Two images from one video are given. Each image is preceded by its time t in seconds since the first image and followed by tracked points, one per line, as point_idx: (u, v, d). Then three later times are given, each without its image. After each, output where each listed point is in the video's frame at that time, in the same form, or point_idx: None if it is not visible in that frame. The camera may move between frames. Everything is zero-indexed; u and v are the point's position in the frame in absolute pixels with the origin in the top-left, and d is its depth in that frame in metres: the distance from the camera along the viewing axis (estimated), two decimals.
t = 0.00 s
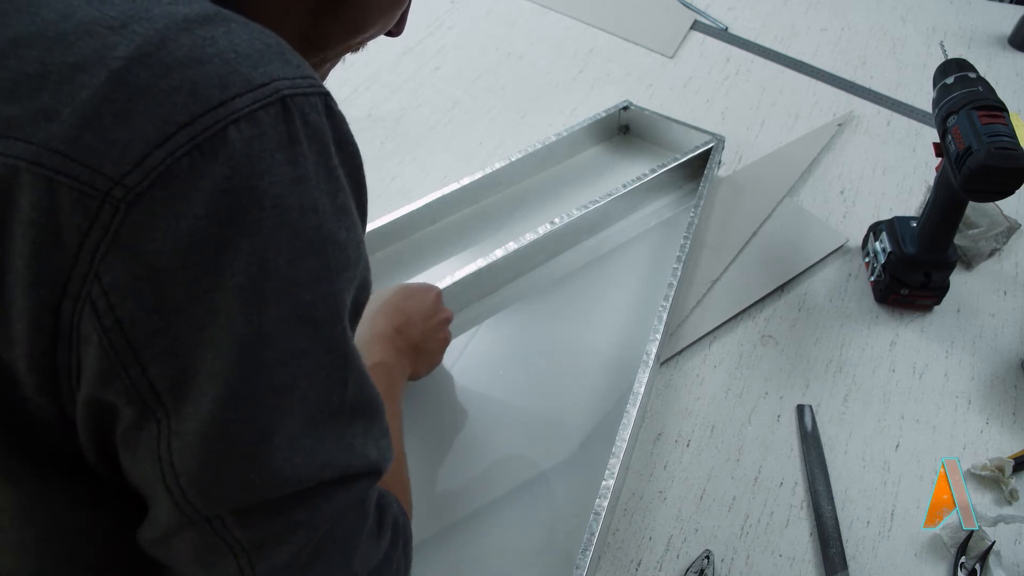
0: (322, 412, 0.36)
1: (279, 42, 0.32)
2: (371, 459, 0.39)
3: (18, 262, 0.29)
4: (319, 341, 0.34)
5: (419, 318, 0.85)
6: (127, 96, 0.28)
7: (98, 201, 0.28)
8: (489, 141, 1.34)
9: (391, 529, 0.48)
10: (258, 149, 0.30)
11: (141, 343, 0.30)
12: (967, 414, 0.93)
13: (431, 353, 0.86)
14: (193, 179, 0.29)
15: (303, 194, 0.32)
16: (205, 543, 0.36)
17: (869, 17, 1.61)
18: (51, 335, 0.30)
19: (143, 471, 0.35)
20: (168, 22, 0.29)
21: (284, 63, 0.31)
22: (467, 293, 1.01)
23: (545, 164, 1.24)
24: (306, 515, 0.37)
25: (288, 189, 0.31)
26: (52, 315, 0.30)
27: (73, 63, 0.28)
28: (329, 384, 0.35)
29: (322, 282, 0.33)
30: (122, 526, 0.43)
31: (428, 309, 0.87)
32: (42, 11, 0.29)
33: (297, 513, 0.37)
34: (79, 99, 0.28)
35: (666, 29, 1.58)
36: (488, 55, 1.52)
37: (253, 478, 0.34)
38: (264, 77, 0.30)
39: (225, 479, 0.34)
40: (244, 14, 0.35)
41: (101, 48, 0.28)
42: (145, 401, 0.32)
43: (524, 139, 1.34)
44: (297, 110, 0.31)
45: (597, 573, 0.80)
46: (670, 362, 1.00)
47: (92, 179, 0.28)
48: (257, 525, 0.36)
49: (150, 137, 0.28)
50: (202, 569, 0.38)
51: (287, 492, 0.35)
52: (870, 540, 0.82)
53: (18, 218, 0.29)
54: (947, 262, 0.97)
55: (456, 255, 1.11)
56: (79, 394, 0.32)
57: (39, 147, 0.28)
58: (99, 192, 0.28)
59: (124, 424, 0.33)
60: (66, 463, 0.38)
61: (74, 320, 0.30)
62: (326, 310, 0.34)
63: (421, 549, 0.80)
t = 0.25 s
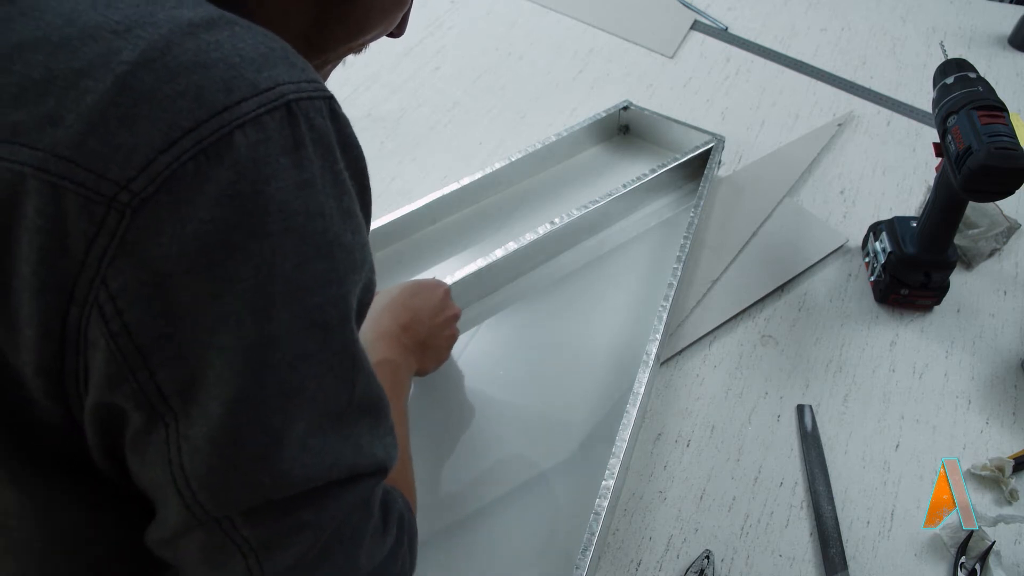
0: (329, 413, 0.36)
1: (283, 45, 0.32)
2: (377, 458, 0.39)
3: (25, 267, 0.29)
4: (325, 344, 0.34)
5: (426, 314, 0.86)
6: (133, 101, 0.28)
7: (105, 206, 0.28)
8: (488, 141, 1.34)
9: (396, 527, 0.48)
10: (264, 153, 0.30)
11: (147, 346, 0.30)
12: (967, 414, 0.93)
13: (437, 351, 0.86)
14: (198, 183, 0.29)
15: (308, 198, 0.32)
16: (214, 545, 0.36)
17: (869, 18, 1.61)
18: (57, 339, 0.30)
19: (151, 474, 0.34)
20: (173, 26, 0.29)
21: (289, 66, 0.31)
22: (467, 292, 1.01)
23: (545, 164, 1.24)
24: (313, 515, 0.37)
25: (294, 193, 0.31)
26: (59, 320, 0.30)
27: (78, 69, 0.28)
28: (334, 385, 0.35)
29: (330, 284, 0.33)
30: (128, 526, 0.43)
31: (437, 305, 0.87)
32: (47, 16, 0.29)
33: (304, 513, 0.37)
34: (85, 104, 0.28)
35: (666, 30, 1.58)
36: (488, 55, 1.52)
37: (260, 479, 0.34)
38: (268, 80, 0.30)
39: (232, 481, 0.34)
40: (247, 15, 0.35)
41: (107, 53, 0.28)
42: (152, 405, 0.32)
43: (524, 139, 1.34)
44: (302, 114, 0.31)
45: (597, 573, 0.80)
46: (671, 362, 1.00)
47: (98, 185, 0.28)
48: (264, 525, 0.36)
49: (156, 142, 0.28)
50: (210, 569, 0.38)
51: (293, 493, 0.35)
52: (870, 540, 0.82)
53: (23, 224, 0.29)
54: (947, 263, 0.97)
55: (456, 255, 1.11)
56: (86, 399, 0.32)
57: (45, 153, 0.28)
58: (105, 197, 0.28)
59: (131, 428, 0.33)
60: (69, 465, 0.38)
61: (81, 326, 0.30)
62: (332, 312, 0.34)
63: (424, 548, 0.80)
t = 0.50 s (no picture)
0: (329, 414, 0.36)
1: (285, 46, 0.32)
2: (376, 456, 0.39)
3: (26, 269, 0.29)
4: (326, 344, 0.34)
5: (428, 314, 0.86)
6: (135, 103, 0.28)
7: (108, 208, 0.28)
8: (489, 141, 1.34)
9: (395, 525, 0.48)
10: (266, 155, 0.30)
11: (149, 348, 0.30)
12: (967, 414, 0.93)
13: (437, 350, 0.86)
14: (200, 186, 0.29)
15: (310, 199, 0.32)
16: (212, 543, 0.36)
17: (869, 18, 1.61)
18: (58, 341, 0.30)
19: (152, 475, 0.34)
20: (174, 28, 0.29)
21: (290, 67, 0.31)
22: (467, 292, 1.01)
23: (545, 164, 1.24)
24: (312, 513, 0.37)
25: (295, 195, 0.31)
26: (60, 322, 0.30)
27: (80, 71, 0.28)
28: (335, 385, 0.35)
29: (330, 284, 0.33)
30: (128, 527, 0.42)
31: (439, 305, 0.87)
32: (48, 18, 0.29)
33: (304, 511, 0.36)
34: (86, 107, 0.28)
35: (666, 30, 1.58)
36: (488, 55, 1.52)
37: (260, 479, 0.34)
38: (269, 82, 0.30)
39: (232, 481, 0.34)
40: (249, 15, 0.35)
41: (109, 55, 0.28)
42: (154, 407, 0.32)
43: (524, 139, 1.34)
44: (303, 115, 0.31)
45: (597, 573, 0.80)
46: (670, 362, 1.00)
47: (100, 188, 0.28)
48: (263, 524, 0.36)
49: (158, 146, 0.28)
50: (209, 568, 0.38)
51: (292, 492, 0.35)
52: (870, 540, 0.82)
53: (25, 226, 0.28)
54: (947, 263, 0.97)
55: (456, 255, 1.11)
56: (88, 400, 0.32)
57: (46, 156, 0.28)
58: (106, 201, 0.28)
59: (132, 429, 0.33)
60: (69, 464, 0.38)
61: (82, 328, 0.29)
62: (333, 313, 0.34)
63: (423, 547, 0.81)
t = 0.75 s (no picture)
0: (330, 415, 0.36)
1: (287, 47, 0.32)
2: (377, 459, 0.39)
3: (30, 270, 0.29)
4: (328, 346, 0.34)
5: (418, 311, 0.86)
6: (140, 105, 0.28)
7: (112, 207, 0.28)
8: (489, 141, 1.34)
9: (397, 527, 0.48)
10: (269, 157, 0.30)
11: (153, 348, 0.30)
12: (967, 414, 0.93)
13: (428, 345, 0.86)
14: (204, 187, 0.29)
15: (313, 200, 0.32)
16: (214, 545, 0.36)
17: (869, 18, 1.61)
18: (62, 340, 0.30)
19: (155, 474, 0.34)
20: (178, 29, 0.29)
21: (293, 70, 0.31)
22: (467, 292, 1.01)
23: (545, 164, 1.24)
24: (313, 515, 0.37)
25: (298, 196, 0.31)
26: (63, 323, 0.29)
27: (86, 72, 0.28)
28: (337, 386, 0.35)
29: (332, 285, 0.33)
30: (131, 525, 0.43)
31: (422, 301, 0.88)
32: (54, 19, 0.29)
33: (305, 513, 0.36)
34: (92, 108, 0.28)
35: (666, 30, 1.58)
36: (488, 55, 1.52)
37: (261, 480, 0.34)
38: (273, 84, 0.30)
39: (234, 482, 0.34)
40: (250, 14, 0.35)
41: (114, 57, 0.28)
42: (157, 406, 0.32)
43: (524, 139, 1.34)
44: (307, 117, 0.31)
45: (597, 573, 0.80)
46: (670, 362, 1.00)
47: (105, 188, 0.28)
48: (265, 525, 0.36)
49: (163, 146, 0.28)
50: (210, 569, 0.38)
51: (294, 494, 0.35)
52: (870, 539, 0.82)
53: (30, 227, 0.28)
54: (947, 263, 0.97)
55: (456, 255, 1.11)
56: (91, 400, 0.32)
57: (52, 156, 0.27)
58: (111, 200, 0.28)
59: (136, 428, 0.33)
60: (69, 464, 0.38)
61: (87, 327, 0.29)
62: (335, 313, 0.34)
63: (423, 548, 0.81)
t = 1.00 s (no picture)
0: (332, 414, 0.36)
1: (287, 49, 0.32)
2: (381, 457, 0.39)
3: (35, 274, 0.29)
4: (330, 346, 0.34)
5: (434, 306, 0.86)
6: (141, 106, 0.28)
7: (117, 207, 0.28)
8: (489, 141, 1.34)
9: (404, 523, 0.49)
10: (270, 158, 0.30)
11: (154, 348, 0.30)
12: (967, 414, 0.93)
13: (441, 342, 0.88)
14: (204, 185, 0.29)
15: (315, 198, 0.32)
16: (217, 542, 0.36)
17: (869, 17, 1.61)
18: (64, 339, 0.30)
19: (158, 474, 0.35)
20: (180, 30, 0.29)
21: (294, 71, 0.31)
22: (468, 292, 1.01)
23: (545, 164, 1.24)
24: (316, 512, 0.37)
25: (302, 196, 0.31)
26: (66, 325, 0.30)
27: (89, 72, 0.28)
28: (337, 384, 0.35)
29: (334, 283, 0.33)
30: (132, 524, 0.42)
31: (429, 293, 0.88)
32: (56, 19, 0.29)
33: (308, 510, 0.37)
34: (95, 108, 0.28)
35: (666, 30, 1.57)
36: (488, 55, 1.52)
37: (263, 479, 0.34)
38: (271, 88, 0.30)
39: (236, 481, 0.34)
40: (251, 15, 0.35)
41: (116, 57, 0.28)
42: (159, 406, 0.32)
43: (524, 139, 1.34)
44: (308, 118, 0.31)
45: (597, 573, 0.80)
46: (670, 362, 1.00)
47: (107, 189, 0.27)
48: (268, 522, 0.36)
49: (164, 147, 0.28)
50: (213, 567, 0.38)
51: (297, 491, 0.36)
52: (870, 539, 0.82)
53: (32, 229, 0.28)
54: (947, 262, 0.97)
55: (456, 255, 1.11)
56: (93, 399, 0.32)
57: (54, 156, 0.27)
58: (113, 201, 0.27)
59: (138, 428, 0.33)
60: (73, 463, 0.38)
61: (88, 327, 0.29)
62: (337, 313, 0.34)
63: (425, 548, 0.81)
